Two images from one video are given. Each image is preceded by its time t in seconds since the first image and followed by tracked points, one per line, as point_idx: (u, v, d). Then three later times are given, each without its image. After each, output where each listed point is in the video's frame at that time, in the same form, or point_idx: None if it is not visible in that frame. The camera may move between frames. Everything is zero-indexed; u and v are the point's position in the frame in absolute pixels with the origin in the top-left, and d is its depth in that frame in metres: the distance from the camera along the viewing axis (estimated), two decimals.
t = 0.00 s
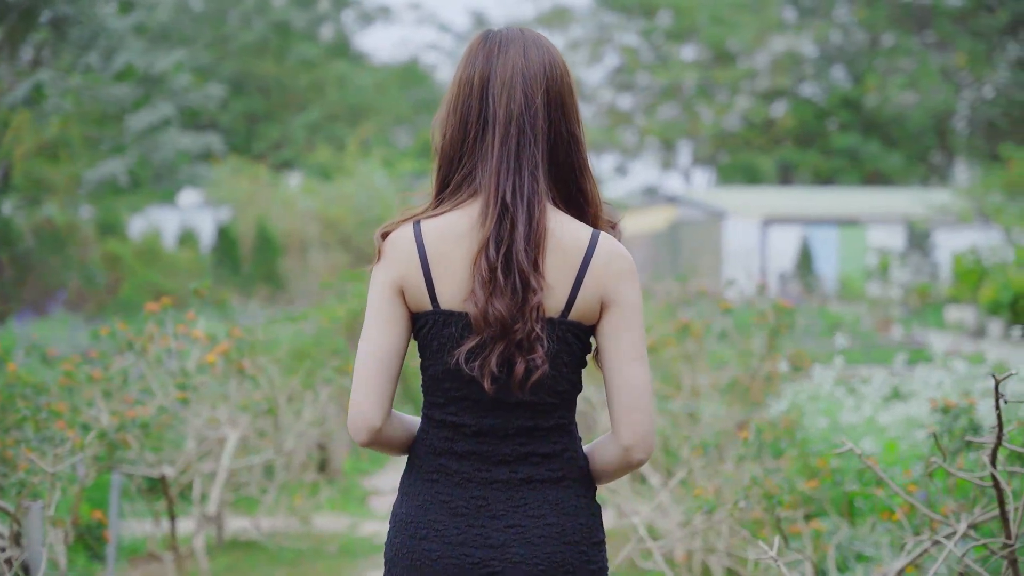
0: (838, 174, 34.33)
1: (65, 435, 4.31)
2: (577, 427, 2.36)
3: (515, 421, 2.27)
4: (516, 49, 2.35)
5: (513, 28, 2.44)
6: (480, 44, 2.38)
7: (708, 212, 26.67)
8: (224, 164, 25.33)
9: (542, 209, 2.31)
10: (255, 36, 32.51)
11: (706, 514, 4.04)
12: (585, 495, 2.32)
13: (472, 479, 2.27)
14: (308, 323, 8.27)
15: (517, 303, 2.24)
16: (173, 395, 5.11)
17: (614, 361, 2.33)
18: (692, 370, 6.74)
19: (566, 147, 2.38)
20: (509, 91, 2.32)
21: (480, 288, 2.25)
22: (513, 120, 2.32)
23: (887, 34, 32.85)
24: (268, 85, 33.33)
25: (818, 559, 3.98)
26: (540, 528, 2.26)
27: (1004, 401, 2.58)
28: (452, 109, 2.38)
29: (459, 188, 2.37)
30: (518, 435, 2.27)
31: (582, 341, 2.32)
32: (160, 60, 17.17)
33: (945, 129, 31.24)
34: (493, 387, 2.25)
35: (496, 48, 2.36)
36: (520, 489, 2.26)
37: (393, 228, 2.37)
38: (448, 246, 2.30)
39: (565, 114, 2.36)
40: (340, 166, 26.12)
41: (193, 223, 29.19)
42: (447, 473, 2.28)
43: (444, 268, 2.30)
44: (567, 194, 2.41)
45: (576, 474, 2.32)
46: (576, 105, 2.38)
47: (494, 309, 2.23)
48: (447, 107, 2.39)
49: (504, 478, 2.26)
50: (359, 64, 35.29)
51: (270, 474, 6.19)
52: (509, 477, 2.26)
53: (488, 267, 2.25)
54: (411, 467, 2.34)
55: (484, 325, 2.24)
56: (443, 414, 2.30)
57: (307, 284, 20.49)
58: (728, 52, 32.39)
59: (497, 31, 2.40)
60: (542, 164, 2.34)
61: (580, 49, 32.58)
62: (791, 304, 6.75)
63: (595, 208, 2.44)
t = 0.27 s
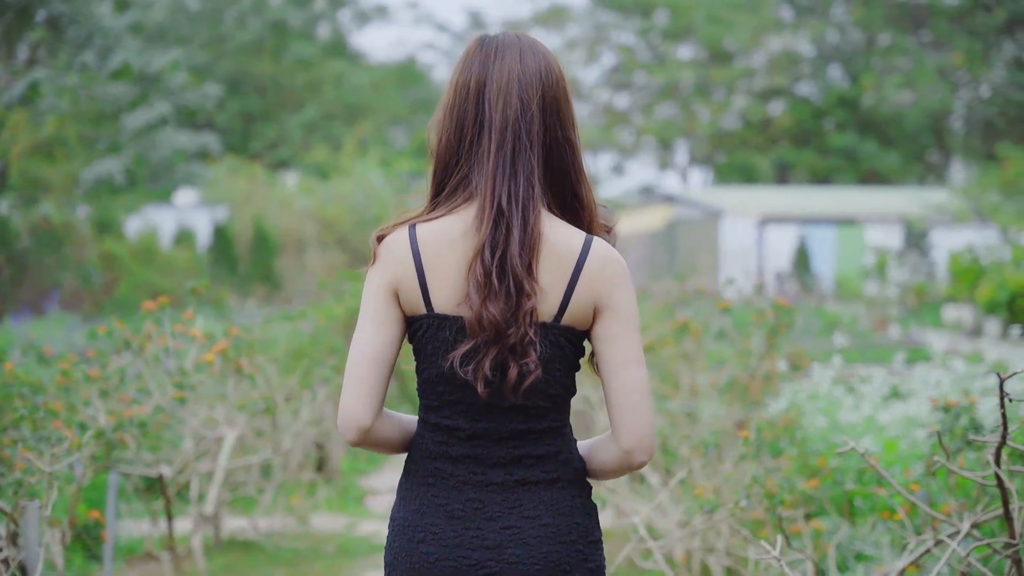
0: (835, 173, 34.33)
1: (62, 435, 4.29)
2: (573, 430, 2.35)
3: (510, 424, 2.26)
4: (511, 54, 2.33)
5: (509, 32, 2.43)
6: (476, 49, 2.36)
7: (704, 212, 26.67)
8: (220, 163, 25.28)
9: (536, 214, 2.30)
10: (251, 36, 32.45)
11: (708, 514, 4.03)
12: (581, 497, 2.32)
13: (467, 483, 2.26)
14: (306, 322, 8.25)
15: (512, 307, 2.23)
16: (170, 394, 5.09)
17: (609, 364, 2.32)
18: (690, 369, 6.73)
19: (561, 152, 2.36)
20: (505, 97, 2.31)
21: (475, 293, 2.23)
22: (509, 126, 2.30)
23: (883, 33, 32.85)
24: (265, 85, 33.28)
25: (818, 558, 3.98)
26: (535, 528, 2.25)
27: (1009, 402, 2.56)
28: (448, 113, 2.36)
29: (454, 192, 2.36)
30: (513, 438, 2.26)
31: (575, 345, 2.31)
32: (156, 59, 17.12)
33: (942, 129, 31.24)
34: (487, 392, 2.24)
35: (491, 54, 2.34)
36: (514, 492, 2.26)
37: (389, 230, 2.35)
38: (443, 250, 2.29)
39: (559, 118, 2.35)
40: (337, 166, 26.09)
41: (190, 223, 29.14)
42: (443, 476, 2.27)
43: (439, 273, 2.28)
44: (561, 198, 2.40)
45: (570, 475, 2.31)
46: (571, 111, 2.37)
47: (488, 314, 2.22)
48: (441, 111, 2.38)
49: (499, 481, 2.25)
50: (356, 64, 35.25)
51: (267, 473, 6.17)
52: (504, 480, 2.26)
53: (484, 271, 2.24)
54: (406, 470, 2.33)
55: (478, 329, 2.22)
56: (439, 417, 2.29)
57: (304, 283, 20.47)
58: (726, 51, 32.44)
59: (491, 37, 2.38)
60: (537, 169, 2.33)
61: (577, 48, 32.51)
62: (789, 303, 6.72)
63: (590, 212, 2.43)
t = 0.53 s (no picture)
0: (831, 174, 34.38)
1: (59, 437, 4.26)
2: (568, 435, 2.34)
3: (505, 430, 2.25)
4: (505, 62, 2.32)
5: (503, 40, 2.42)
6: (470, 57, 2.35)
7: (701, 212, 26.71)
8: (216, 164, 25.26)
9: (530, 220, 2.29)
10: (248, 36, 32.42)
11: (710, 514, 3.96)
12: (577, 500, 2.30)
13: (462, 487, 2.25)
14: (304, 322, 8.24)
15: (506, 315, 2.22)
16: (167, 395, 5.08)
17: (604, 369, 2.30)
18: (689, 369, 6.74)
19: (556, 158, 2.35)
20: (499, 105, 2.30)
21: (470, 301, 2.22)
22: (505, 134, 2.30)
23: (880, 33, 32.87)
24: (261, 85, 33.24)
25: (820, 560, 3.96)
26: (530, 529, 2.24)
27: (1014, 403, 2.55)
28: (442, 121, 2.35)
29: (450, 198, 2.35)
30: (508, 442, 2.25)
31: (569, 351, 2.30)
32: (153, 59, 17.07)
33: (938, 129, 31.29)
34: (480, 398, 2.24)
35: (485, 62, 2.33)
36: (511, 496, 2.25)
37: (384, 237, 2.35)
38: (438, 258, 2.28)
39: (554, 125, 2.34)
40: (335, 166, 26.09)
41: (186, 223, 29.09)
42: (437, 482, 2.27)
43: (433, 279, 2.28)
44: (556, 203, 2.39)
45: (567, 478, 2.30)
46: (567, 118, 2.36)
47: (483, 321, 2.21)
48: (435, 119, 2.37)
49: (495, 484, 2.24)
50: (353, 64, 35.22)
51: (264, 473, 6.16)
52: (500, 485, 2.24)
53: (478, 280, 2.23)
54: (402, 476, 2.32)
55: (473, 337, 2.22)
56: (434, 423, 2.28)
57: (301, 283, 20.44)
58: (723, 51, 32.61)
59: (485, 44, 2.37)
60: (531, 176, 2.32)
61: (575, 48, 32.18)
62: (789, 303, 6.71)
63: (585, 217, 2.42)
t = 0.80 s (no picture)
0: (829, 175, 34.39)
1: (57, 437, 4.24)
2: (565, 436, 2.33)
3: (502, 433, 2.24)
4: (501, 68, 2.32)
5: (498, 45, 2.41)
6: (465, 62, 2.35)
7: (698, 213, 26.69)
8: (213, 165, 25.22)
9: (527, 223, 2.28)
10: (245, 36, 32.38)
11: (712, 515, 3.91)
12: (574, 501, 2.30)
13: (460, 488, 2.24)
14: (301, 322, 8.23)
15: (504, 318, 2.21)
16: (166, 395, 5.07)
17: (601, 372, 2.29)
18: (688, 369, 6.73)
19: (553, 163, 2.35)
20: (496, 111, 2.29)
21: (467, 305, 2.22)
22: (502, 138, 2.29)
23: (877, 34, 32.95)
24: (258, 86, 33.19)
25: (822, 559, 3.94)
26: (526, 526, 2.23)
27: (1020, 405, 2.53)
28: (438, 126, 2.34)
29: (447, 203, 2.34)
30: (506, 443, 2.24)
31: (566, 356, 2.29)
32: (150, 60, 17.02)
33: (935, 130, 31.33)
34: (478, 402, 2.23)
35: (481, 67, 2.33)
36: (508, 497, 2.24)
37: (381, 239, 2.33)
38: (435, 262, 2.27)
39: (550, 129, 2.33)
40: (332, 167, 26.07)
41: (183, 223, 29.04)
42: (435, 483, 2.26)
43: (430, 282, 2.27)
44: (553, 206, 2.38)
45: (563, 478, 2.30)
46: (562, 123, 2.35)
47: (481, 325, 2.20)
48: (431, 123, 2.36)
49: (492, 483, 2.23)
50: (350, 65, 35.21)
51: (262, 474, 6.15)
52: (496, 486, 2.24)
53: (476, 284, 2.22)
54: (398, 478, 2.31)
55: (471, 341, 2.21)
56: (431, 425, 2.27)
57: (299, 284, 20.41)
58: (720, 52, 32.67)
59: (482, 48, 2.37)
60: (527, 180, 2.31)
61: (572, 49, 32.18)
62: (789, 303, 6.69)
63: (582, 220, 2.41)
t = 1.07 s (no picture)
0: (825, 174, 34.40)
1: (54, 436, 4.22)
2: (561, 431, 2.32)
3: (500, 428, 2.23)
4: (500, 66, 2.30)
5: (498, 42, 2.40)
6: (464, 59, 2.33)
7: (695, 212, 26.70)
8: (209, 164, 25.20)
9: (524, 220, 2.27)
10: (241, 35, 32.35)
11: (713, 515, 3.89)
12: (569, 498, 2.29)
13: (456, 481, 2.24)
14: (299, 321, 8.21)
15: (502, 315, 2.21)
16: (163, 393, 5.05)
17: (599, 367, 2.29)
18: (687, 368, 6.72)
19: (551, 161, 2.34)
20: (495, 109, 2.28)
21: (467, 302, 2.21)
22: (501, 137, 2.28)
23: (873, 34, 33.09)
24: (255, 85, 33.16)
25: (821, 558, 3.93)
26: (521, 519, 2.23)
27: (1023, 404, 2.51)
28: (438, 122, 2.33)
29: (445, 198, 2.33)
30: (503, 438, 2.24)
31: (563, 352, 2.28)
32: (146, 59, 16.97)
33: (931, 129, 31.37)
34: (477, 398, 2.22)
35: (480, 66, 2.31)
36: (505, 490, 2.23)
37: (379, 234, 2.33)
38: (434, 259, 2.26)
39: (548, 129, 2.32)
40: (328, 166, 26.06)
41: (179, 222, 29.00)
42: (431, 476, 2.25)
43: (428, 279, 2.26)
44: (551, 202, 2.37)
45: (558, 472, 2.29)
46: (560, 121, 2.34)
47: (480, 322, 2.19)
48: (429, 119, 2.35)
49: (487, 476, 2.23)
50: (346, 64, 35.19)
51: (259, 474, 6.13)
52: (493, 480, 2.23)
53: (474, 281, 2.21)
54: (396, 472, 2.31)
55: (469, 338, 2.20)
56: (428, 421, 2.27)
57: (295, 283, 20.39)
58: (716, 51, 32.71)
59: (480, 49, 2.35)
60: (527, 177, 2.30)
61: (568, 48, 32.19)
62: (787, 302, 6.71)
63: (578, 219, 2.40)
